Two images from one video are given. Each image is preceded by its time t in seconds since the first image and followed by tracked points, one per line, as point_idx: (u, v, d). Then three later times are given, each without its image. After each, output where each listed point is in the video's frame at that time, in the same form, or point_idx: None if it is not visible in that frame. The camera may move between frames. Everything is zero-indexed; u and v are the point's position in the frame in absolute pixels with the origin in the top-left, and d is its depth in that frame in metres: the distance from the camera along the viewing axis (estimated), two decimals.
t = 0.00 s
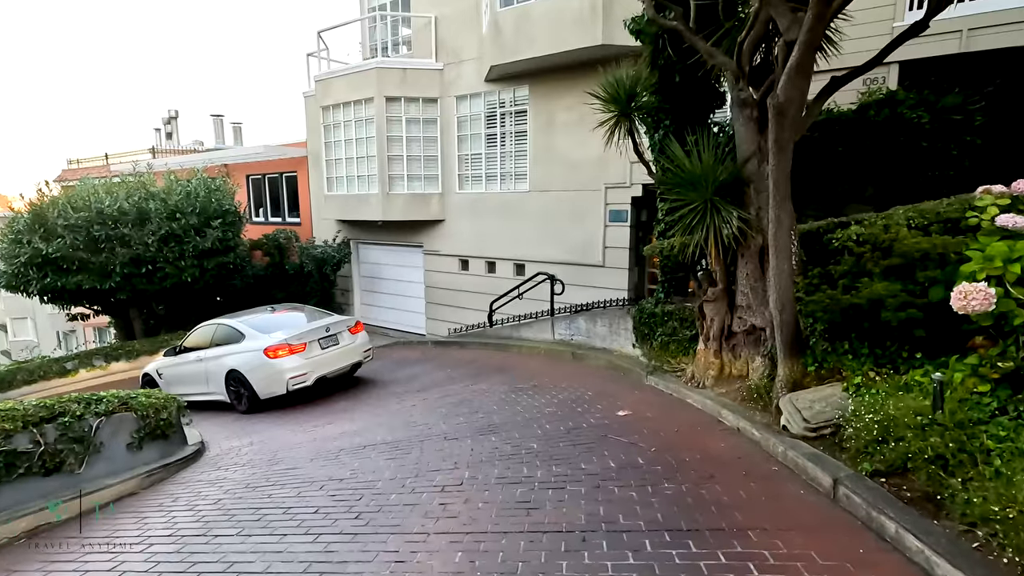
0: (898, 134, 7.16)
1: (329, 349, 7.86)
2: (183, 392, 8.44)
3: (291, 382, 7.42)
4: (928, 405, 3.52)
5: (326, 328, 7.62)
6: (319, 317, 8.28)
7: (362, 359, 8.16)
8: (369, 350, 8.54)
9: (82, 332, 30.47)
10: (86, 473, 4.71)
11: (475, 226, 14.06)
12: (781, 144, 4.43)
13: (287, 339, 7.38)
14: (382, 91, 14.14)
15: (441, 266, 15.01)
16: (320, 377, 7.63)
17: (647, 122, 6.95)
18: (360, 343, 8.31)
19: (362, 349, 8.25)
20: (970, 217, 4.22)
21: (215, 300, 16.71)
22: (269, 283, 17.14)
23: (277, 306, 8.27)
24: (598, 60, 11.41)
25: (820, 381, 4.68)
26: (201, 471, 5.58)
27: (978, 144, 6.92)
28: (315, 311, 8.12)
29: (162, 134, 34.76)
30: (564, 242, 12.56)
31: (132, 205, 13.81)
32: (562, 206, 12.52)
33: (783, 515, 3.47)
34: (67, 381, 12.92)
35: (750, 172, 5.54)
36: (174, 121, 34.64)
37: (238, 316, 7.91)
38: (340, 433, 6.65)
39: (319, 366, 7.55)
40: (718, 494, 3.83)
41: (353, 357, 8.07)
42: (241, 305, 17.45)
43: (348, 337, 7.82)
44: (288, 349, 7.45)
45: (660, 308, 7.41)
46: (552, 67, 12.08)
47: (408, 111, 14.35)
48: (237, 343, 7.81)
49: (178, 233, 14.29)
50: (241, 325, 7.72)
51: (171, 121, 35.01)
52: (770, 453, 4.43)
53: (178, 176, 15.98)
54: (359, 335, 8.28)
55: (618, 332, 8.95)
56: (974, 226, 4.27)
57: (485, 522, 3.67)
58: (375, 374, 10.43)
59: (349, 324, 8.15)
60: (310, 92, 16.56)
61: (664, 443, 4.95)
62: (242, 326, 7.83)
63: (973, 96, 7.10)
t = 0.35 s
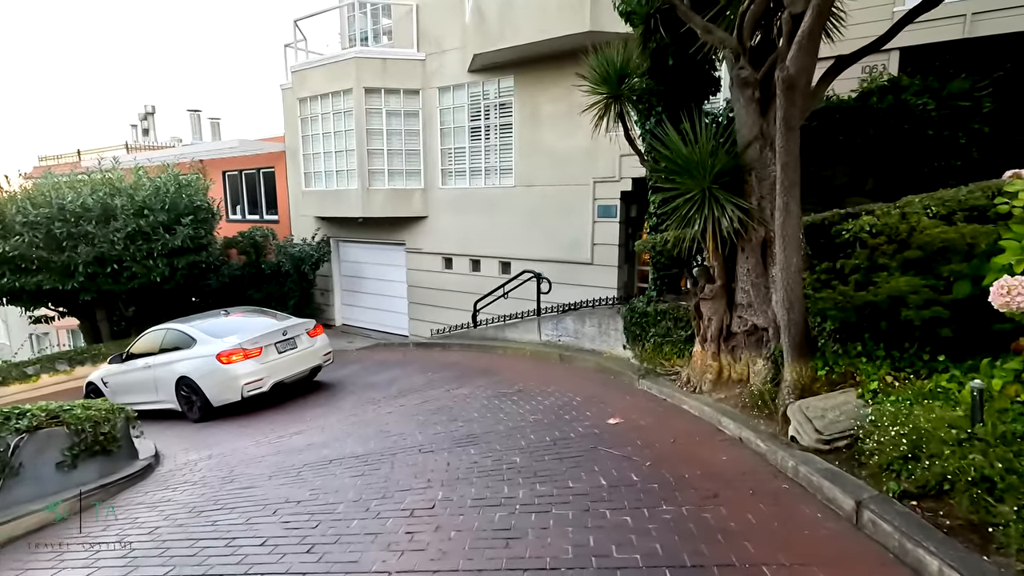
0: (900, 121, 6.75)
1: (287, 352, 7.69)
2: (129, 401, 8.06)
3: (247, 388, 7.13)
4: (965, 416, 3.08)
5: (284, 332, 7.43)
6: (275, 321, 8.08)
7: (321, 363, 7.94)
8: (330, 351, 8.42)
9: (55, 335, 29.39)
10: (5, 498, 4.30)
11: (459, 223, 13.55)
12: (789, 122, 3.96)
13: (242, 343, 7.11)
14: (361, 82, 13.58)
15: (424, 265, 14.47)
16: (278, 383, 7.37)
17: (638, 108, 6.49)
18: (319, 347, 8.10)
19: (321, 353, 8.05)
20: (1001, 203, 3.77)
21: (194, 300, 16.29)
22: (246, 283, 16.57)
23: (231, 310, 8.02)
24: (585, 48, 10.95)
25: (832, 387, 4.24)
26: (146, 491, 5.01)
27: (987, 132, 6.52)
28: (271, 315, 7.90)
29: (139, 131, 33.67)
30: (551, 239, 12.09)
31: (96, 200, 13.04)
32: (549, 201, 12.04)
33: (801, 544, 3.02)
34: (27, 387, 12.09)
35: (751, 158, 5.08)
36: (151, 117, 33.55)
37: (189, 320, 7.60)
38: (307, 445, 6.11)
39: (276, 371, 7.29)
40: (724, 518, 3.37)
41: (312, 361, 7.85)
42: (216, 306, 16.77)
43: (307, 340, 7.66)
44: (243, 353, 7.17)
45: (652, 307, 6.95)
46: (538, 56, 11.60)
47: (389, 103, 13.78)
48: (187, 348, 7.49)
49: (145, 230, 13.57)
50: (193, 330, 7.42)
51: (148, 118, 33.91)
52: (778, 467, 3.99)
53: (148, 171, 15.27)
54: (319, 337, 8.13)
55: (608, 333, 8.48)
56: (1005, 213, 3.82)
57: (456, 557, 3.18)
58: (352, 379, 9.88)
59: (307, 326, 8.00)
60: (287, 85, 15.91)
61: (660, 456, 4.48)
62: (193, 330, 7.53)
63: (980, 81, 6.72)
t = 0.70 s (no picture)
0: (908, 107, 6.31)
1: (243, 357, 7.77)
2: (73, 412, 7.97)
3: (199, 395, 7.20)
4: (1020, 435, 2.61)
5: (239, 337, 7.55)
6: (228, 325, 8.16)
7: (277, 368, 8.08)
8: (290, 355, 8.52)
9: (26, 339, 28.24)
10: None
11: (442, 219, 13.03)
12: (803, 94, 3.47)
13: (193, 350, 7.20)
14: (339, 72, 13.00)
15: (406, 263, 13.90)
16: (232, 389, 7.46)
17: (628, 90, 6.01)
18: (276, 351, 8.25)
19: (278, 357, 8.19)
20: None
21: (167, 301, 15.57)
22: (221, 283, 15.90)
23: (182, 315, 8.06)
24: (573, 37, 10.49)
25: (849, 396, 3.77)
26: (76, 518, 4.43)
27: (1001, 120, 6.10)
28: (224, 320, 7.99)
29: (115, 128, 32.56)
30: (538, 236, 11.59)
31: (58, 196, 12.27)
32: (535, 197, 11.54)
33: None
34: None
35: (753, 142, 4.59)
36: (128, 113, 32.47)
37: (137, 327, 7.60)
38: (266, 460, 5.55)
39: (230, 378, 7.39)
40: (734, 554, 2.88)
41: (267, 366, 7.97)
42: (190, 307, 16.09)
43: (262, 345, 7.79)
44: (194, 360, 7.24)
45: (644, 306, 6.46)
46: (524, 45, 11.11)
47: (369, 95, 13.20)
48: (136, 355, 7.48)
49: (111, 228, 12.84)
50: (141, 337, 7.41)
51: (125, 114, 32.75)
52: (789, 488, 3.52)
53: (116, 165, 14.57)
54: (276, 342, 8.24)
55: (598, 335, 7.96)
56: None
57: None
58: (326, 384, 9.30)
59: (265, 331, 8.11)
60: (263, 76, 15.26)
61: (654, 475, 3.99)
62: (142, 337, 7.54)
63: (993, 65, 6.29)
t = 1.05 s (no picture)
0: (924, 92, 5.82)
1: (201, 363, 7.68)
2: (18, 422, 7.73)
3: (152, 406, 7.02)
4: None
5: (194, 342, 7.43)
6: (185, 331, 8.03)
7: (237, 375, 7.96)
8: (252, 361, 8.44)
9: None
10: None
11: (427, 217, 12.46)
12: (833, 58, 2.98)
13: (144, 357, 7.04)
14: (319, 61, 12.40)
15: (390, 263, 13.31)
16: (187, 398, 7.30)
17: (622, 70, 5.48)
18: (237, 358, 8.15)
19: (237, 364, 8.08)
20: None
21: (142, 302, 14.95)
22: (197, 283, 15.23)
23: (132, 319, 7.92)
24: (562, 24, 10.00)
25: (880, 415, 3.29)
26: None
27: None
28: (179, 325, 7.86)
29: (95, 124, 31.55)
30: (528, 233, 11.05)
31: (17, 191, 11.64)
32: (524, 192, 11.01)
33: None
34: None
35: (764, 121, 4.07)
36: (108, 110, 31.47)
37: (85, 333, 7.41)
38: (220, 480, 4.98)
39: (185, 387, 7.25)
40: None
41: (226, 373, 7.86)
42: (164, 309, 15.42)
43: (219, 351, 7.69)
44: (145, 367, 7.09)
45: (640, 308, 5.93)
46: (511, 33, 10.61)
47: (350, 86, 12.61)
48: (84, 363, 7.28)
49: (76, 225, 12.11)
50: (90, 341, 7.31)
51: (105, 110, 31.65)
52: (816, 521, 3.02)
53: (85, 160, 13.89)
54: (236, 346, 8.20)
55: (589, 339, 7.43)
56: None
57: None
58: (300, 391, 8.71)
59: (224, 335, 8.06)
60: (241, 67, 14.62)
61: (655, 503, 3.47)
62: (90, 344, 7.35)
63: (1015, 47, 5.81)
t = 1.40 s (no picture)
0: (955, 72, 5.29)
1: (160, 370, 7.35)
2: None
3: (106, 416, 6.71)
4: None
5: (152, 348, 7.11)
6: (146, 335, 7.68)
7: (200, 382, 7.64)
8: (219, 366, 8.09)
9: None
10: None
11: (415, 214, 11.89)
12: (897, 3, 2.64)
13: (97, 364, 6.72)
14: (300, 49, 11.79)
15: (376, 262, 12.71)
16: (145, 408, 6.99)
17: (624, 47, 5.00)
18: (201, 364, 7.81)
19: (202, 370, 7.74)
20: None
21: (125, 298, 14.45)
22: (175, 283, 14.62)
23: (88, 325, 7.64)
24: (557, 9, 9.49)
25: (942, 440, 2.94)
26: None
27: None
28: (138, 331, 7.54)
29: (77, 119, 30.68)
30: (520, 230, 10.49)
31: None
32: (516, 187, 10.47)
33: None
34: None
35: (792, 94, 3.54)
36: (90, 104, 30.59)
37: (36, 339, 7.09)
38: (169, 506, 4.41)
39: (142, 395, 6.94)
40: None
41: (188, 380, 7.53)
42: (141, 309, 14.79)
43: (180, 358, 7.38)
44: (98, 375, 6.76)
45: (642, 309, 5.39)
46: (503, 19, 10.09)
47: (333, 75, 12.01)
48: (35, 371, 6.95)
49: (41, 221, 11.45)
50: (39, 349, 6.99)
51: (87, 105, 30.72)
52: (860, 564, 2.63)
53: (55, 153, 13.24)
54: (200, 350, 7.86)
55: (585, 343, 6.82)
56: None
57: None
58: (274, 399, 8.11)
59: (186, 339, 7.72)
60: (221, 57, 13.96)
61: (667, 546, 2.94)
62: (41, 350, 7.03)
63: None
